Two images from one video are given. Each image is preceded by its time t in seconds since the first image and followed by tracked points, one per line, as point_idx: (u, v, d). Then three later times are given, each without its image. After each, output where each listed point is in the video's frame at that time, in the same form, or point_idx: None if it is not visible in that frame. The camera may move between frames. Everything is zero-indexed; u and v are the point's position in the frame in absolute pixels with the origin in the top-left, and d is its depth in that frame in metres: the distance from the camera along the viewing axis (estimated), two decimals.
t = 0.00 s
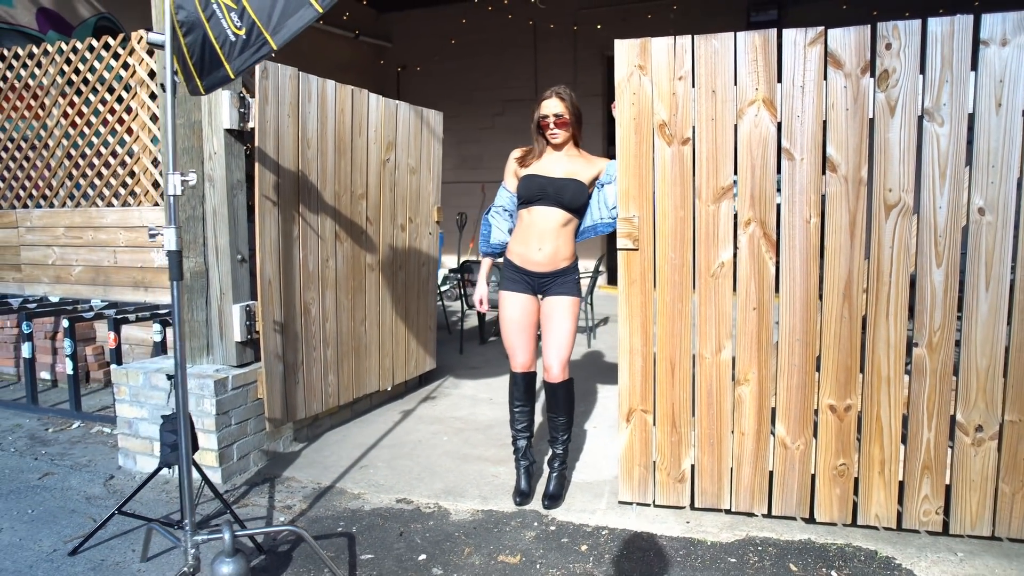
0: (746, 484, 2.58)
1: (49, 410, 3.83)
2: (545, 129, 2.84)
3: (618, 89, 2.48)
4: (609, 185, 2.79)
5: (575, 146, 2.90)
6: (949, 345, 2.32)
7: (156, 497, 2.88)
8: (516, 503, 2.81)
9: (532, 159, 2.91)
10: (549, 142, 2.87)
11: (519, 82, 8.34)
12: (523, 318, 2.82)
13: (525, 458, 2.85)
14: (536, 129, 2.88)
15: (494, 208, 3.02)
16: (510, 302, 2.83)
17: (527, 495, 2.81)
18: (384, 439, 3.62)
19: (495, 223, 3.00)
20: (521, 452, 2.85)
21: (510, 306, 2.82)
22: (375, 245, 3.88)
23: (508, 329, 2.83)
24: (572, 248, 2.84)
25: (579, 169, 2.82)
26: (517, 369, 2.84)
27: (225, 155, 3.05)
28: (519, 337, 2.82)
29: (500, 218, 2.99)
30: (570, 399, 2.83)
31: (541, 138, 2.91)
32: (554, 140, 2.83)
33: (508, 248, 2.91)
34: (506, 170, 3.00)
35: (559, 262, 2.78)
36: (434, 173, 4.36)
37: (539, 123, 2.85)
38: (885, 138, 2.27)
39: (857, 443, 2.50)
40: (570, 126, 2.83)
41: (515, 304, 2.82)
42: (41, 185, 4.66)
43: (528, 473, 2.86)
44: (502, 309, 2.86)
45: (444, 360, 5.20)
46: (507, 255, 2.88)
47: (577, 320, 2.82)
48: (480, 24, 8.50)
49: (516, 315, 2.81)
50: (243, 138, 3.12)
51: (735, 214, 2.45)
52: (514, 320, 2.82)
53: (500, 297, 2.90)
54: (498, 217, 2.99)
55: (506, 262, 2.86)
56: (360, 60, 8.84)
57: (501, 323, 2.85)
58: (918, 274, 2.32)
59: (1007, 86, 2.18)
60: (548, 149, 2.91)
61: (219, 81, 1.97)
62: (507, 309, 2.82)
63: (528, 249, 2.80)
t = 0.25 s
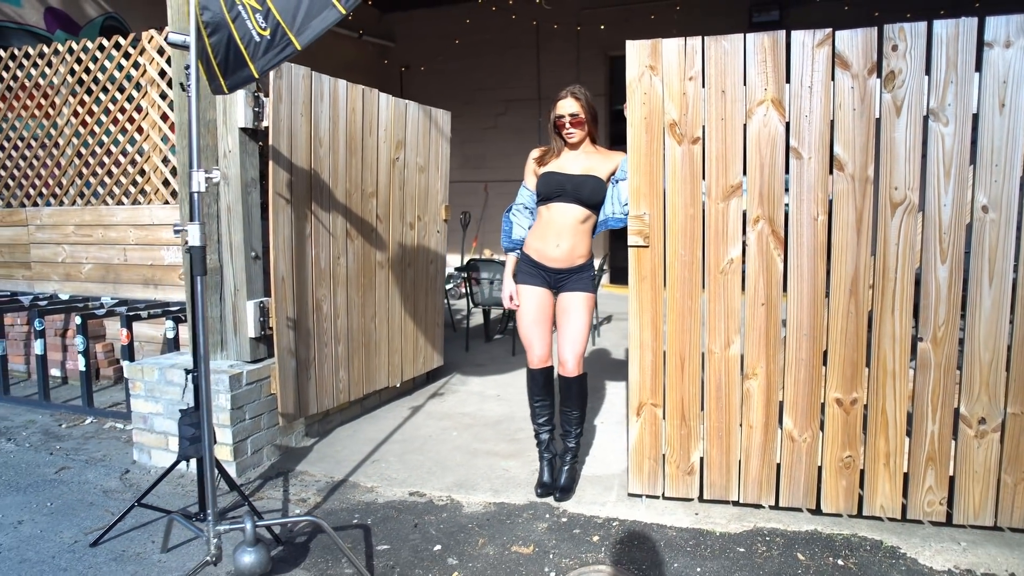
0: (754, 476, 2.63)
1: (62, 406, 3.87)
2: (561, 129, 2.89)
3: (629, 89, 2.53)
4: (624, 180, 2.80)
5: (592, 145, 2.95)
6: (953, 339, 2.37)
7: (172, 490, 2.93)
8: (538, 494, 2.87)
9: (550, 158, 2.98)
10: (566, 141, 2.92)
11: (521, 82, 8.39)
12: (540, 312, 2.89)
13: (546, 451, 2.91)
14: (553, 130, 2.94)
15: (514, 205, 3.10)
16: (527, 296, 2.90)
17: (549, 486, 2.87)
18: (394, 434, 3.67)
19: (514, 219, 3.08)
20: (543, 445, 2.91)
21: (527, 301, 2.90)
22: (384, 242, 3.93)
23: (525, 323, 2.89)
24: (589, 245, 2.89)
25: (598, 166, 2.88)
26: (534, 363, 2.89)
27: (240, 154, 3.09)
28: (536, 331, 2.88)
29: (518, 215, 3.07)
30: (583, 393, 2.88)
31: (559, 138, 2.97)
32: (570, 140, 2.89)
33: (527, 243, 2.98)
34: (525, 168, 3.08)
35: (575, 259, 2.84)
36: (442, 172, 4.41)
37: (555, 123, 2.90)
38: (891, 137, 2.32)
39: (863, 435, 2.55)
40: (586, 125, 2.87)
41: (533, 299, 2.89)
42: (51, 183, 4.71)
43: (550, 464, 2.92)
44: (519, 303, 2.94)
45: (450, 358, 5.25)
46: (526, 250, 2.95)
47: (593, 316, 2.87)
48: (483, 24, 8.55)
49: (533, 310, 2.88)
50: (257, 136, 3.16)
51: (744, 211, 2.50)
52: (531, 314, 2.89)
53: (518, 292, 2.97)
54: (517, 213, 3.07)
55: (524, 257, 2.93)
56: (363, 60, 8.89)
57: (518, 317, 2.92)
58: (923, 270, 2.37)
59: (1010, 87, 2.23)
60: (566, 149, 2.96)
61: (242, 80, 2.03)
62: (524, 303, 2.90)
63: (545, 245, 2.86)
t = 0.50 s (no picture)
0: (748, 464, 2.72)
1: (63, 402, 3.90)
2: (564, 133, 2.98)
3: (630, 90, 2.61)
4: (624, 180, 2.90)
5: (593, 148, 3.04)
6: (940, 331, 2.47)
7: (178, 482, 2.97)
8: (539, 485, 2.94)
9: (553, 161, 3.06)
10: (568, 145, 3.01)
11: (514, 82, 8.46)
12: (541, 311, 2.95)
13: (548, 442, 2.98)
14: (556, 134, 3.03)
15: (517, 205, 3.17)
16: (528, 295, 2.96)
17: (549, 478, 2.94)
18: (395, 428, 3.73)
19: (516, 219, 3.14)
20: (544, 436, 2.98)
21: (529, 299, 2.96)
22: (384, 240, 3.98)
23: (527, 320, 2.96)
24: (590, 245, 2.95)
25: (600, 168, 2.95)
26: (537, 359, 2.97)
27: (246, 152, 3.14)
28: (538, 329, 2.95)
29: (520, 215, 3.14)
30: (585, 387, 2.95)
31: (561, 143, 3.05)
32: (572, 143, 2.97)
33: (529, 242, 3.04)
34: (529, 170, 3.16)
35: (576, 258, 2.90)
36: (440, 171, 4.48)
37: (558, 128, 2.99)
38: (882, 137, 2.41)
39: (854, 425, 2.65)
40: (588, 129, 2.96)
41: (534, 297, 2.95)
42: (50, 180, 4.73)
43: (550, 456, 2.99)
44: (521, 301, 3.00)
45: (447, 354, 5.31)
46: (527, 248, 3.01)
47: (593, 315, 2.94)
48: (477, 25, 8.62)
49: (535, 308, 2.94)
50: (262, 135, 3.21)
51: (740, 209, 2.58)
52: (533, 312, 2.95)
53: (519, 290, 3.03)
54: (519, 213, 3.14)
55: (526, 255, 2.99)
56: (356, 59, 8.94)
57: (520, 314, 2.98)
58: (912, 265, 2.47)
59: (995, 89, 2.33)
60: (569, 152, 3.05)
61: (260, 80, 2.08)
62: (526, 301, 2.96)
63: (546, 244, 2.92)
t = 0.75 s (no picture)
0: (736, 459, 2.77)
1: (55, 403, 3.89)
2: (552, 136, 3.01)
3: (620, 92, 2.66)
4: (614, 181, 2.96)
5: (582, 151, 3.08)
6: (921, 328, 2.54)
7: (173, 480, 2.99)
8: (531, 481, 2.98)
9: (542, 164, 3.09)
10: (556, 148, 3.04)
11: (503, 82, 8.50)
12: (531, 311, 2.99)
13: (539, 438, 3.02)
14: (545, 137, 3.06)
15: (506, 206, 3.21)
16: (518, 295, 2.99)
17: (541, 474, 2.99)
18: (387, 426, 3.76)
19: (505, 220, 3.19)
20: (534, 433, 3.03)
21: (518, 299, 2.99)
22: (376, 240, 4.01)
23: (516, 320, 3.00)
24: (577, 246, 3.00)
25: (589, 171, 3.00)
26: (526, 356, 3.03)
27: (239, 152, 3.15)
28: (528, 329, 3.00)
29: (510, 216, 3.18)
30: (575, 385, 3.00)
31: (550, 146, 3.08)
32: (561, 146, 3.00)
33: (517, 242, 3.07)
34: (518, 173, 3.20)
35: (564, 260, 2.95)
36: (431, 170, 4.51)
37: (547, 131, 3.03)
38: (865, 139, 2.48)
39: (839, 419, 2.71)
40: (576, 132, 3.00)
41: (523, 297, 2.99)
42: (39, 181, 4.72)
43: (541, 452, 3.03)
44: (510, 300, 3.03)
45: (437, 353, 5.34)
46: (516, 249, 3.04)
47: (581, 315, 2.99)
48: (465, 25, 8.65)
49: (524, 308, 2.98)
50: (255, 135, 3.23)
51: (727, 209, 2.64)
52: (523, 312, 2.99)
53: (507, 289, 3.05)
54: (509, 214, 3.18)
55: (514, 256, 3.03)
56: (345, 59, 8.94)
57: (509, 314, 3.01)
58: (894, 263, 2.53)
59: (974, 92, 2.39)
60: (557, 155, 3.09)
61: (257, 82, 2.13)
62: (515, 301, 2.99)
63: (536, 245, 2.96)
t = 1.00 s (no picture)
0: (726, 451, 2.85)
1: (53, 402, 3.93)
2: (543, 139, 3.08)
3: (610, 95, 2.72)
4: (604, 183, 3.03)
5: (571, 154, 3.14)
6: (904, 323, 2.62)
7: (173, 476, 3.04)
8: (526, 475, 3.04)
9: (533, 167, 3.16)
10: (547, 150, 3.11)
11: (495, 83, 8.56)
12: (521, 308, 3.05)
13: (532, 432, 3.09)
14: (535, 140, 3.12)
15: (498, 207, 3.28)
16: (508, 293, 3.05)
17: (534, 467, 3.05)
18: (383, 423, 3.82)
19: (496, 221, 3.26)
20: (527, 427, 3.09)
21: (509, 296, 3.05)
22: (371, 239, 4.07)
23: (507, 317, 3.06)
24: (566, 247, 3.07)
25: (578, 173, 3.07)
26: (517, 353, 3.08)
27: (237, 154, 3.20)
28: (519, 326, 3.06)
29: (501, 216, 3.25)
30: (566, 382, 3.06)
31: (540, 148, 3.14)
32: (550, 149, 3.08)
33: (507, 242, 3.14)
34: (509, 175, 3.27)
35: (554, 260, 3.02)
36: (424, 171, 4.57)
37: (537, 135, 3.08)
38: (848, 140, 2.56)
39: (825, 412, 2.79)
40: (565, 135, 3.06)
41: (514, 294, 3.05)
42: (35, 182, 4.75)
43: (534, 446, 3.09)
44: (501, 298, 3.09)
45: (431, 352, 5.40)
46: (506, 248, 3.11)
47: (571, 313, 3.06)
48: (457, 27, 8.70)
49: (515, 305, 3.04)
50: (253, 137, 3.28)
51: (716, 208, 2.71)
52: (513, 310, 3.05)
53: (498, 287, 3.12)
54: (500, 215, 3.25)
55: (505, 255, 3.09)
56: (337, 61, 8.99)
57: (500, 311, 3.08)
58: (877, 261, 2.61)
59: (953, 94, 2.47)
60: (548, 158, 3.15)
61: (257, 86, 2.20)
62: (506, 299, 3.05)
63: (526, 245, 3.02)
